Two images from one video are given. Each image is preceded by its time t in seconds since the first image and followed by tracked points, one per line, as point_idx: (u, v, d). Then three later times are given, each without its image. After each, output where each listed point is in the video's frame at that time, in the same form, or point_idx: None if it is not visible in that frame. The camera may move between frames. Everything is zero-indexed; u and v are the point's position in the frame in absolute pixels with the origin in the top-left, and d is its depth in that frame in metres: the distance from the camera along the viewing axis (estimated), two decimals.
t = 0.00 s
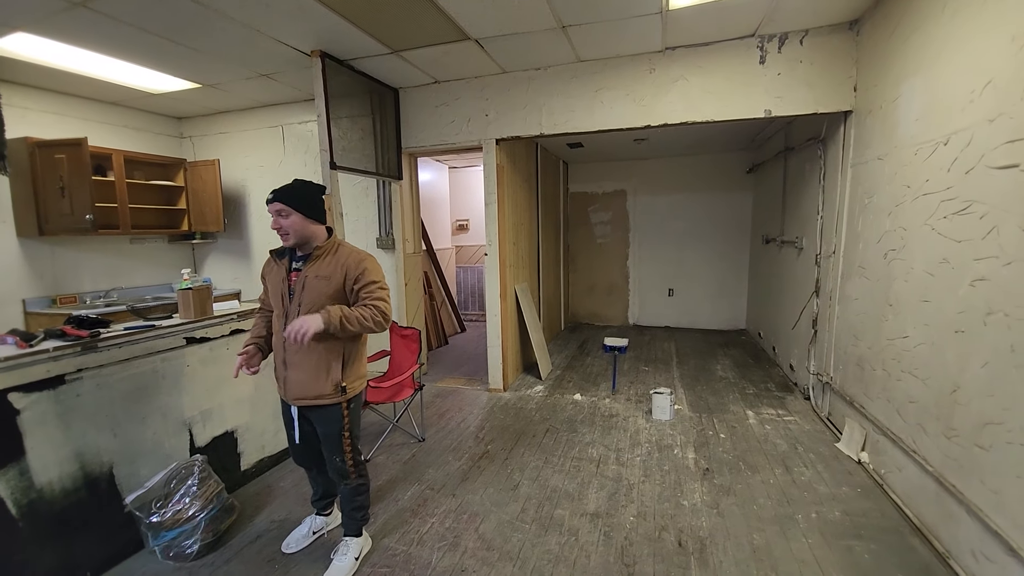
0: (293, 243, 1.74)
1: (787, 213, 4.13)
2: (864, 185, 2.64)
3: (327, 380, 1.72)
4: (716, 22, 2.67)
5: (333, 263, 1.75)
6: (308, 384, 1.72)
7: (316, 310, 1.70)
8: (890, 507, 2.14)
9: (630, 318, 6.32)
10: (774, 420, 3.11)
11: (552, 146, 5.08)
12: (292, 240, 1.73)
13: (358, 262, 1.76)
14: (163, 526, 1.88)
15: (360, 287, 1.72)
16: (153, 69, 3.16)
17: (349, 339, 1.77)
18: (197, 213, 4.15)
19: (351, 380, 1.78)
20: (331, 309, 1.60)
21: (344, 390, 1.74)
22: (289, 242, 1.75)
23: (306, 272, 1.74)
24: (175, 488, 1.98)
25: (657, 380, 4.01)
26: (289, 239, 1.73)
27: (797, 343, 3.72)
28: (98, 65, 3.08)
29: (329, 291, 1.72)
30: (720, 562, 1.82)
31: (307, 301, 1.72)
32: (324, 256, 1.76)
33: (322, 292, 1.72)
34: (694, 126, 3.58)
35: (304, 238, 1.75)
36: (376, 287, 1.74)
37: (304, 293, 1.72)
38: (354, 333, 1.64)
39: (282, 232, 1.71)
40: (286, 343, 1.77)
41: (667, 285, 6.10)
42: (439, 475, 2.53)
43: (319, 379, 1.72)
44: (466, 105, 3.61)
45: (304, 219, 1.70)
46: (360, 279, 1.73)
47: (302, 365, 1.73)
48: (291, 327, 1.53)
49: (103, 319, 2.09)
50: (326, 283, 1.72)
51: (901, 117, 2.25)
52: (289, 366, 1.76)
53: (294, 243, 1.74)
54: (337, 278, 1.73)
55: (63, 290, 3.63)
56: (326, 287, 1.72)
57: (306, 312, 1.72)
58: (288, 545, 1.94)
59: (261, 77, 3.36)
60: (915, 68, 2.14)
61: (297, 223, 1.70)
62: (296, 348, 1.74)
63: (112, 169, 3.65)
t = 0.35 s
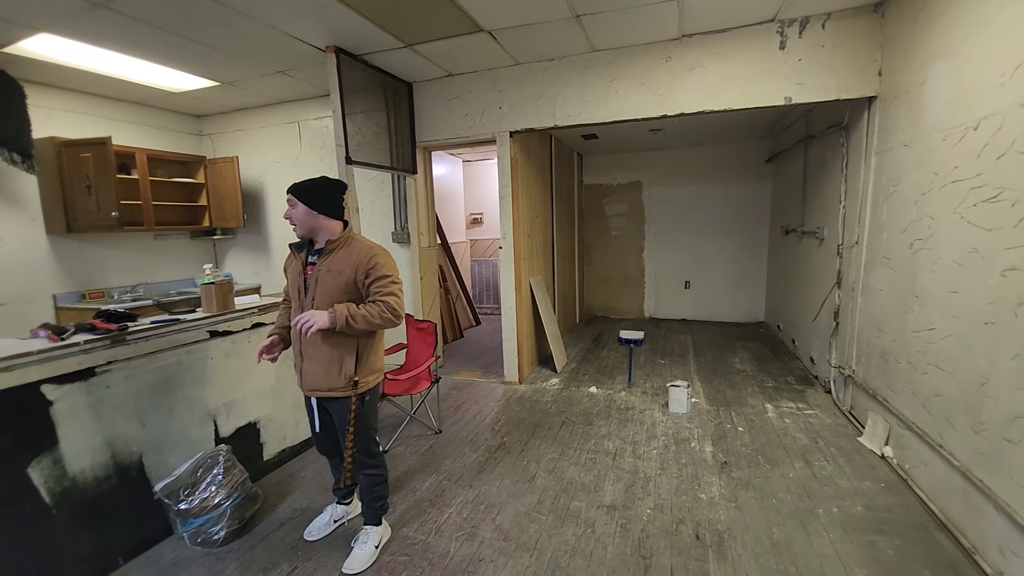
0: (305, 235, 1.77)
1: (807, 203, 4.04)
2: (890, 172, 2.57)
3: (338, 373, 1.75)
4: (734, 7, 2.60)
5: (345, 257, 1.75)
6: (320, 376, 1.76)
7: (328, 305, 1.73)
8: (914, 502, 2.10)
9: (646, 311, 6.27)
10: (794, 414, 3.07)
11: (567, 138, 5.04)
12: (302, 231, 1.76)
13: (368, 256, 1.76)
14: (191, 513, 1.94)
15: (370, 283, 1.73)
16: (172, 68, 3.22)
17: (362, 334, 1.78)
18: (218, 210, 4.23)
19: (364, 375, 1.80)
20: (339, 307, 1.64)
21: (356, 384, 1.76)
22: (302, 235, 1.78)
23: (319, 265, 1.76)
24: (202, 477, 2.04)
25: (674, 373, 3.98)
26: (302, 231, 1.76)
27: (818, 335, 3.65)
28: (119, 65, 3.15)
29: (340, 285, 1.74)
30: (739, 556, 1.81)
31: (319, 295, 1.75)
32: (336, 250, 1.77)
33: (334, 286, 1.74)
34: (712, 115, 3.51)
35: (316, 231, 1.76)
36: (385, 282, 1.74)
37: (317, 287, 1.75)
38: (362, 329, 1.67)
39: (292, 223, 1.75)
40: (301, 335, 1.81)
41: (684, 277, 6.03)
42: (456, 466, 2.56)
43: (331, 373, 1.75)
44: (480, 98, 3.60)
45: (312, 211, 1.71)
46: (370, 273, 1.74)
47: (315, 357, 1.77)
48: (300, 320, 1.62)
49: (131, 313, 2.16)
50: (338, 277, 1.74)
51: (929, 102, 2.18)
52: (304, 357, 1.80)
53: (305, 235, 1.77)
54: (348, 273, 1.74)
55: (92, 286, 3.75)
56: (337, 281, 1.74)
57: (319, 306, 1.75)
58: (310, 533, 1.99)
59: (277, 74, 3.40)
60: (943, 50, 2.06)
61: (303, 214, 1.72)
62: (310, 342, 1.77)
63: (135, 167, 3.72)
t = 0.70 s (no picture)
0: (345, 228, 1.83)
1: (858, 197, 3.84)
2: (952, 164, 2.40)
3: (373, 365, 1.78)
4: None
5: (380, 251, 1.79)
6: (356, 366, 1.81)
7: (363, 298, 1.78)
8: (972, 516, 1.97)
9: (682, 308, 6.13)
10: (840, 418, 2.93)
11: (602, 132, 4.96)
12: (343, 224, 1.82)
13: (401, 251, 1.78)
14: (239, 492, 2.04)
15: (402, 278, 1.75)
16: (222, 68, 3.36)
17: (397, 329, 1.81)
18: (263, 204, 4.41)
19: (398, 368, 1.82)
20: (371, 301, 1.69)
21: (390, 377, 1.79)
22: (343, 228, 1.84)
23: (357, 259, 1.82)
24: (249, 458, 2.14)
25: (711, 372, 3.88)
26: (346, 224, 1.81)
27: (868, 337, 3.46)
28: (174, 66, 3.31)
29: (375, 279, 1.78)
30: (779, 562, 1.75)
31: (357, 288, 1.81)
32: (373, 244, 1.81)
33: (369, 280, 1.79)
34: (756, 105, 3.37)
35: (356, 223, 1.80)
36: (417, 277, 1.75)
37: (355, 280, 1.80)
38: (392, 323, 1.70)
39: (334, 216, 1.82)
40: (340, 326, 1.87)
41: (722, 274, 5.85)
42: (488, 458, 2.59)
43: (366, 365, 1.79)
44: (516, 92, 3.59)
45: (351, 204, 1.75)
46: (403, 268, 1.76)
47: (352, 348, 1.82)
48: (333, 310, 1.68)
49: (185, 302, 2.29)
50: (373, 271, 1.78)
51: (999, 87, 2.01)
52: (343, 349, 1.86)
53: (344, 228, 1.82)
54: (382, 267, 1.78)
55: (150, 276, 4.00)
56: (372, 275, 1.78)
57: (356, 299, 1.81)
58: (349, 517, 2.05)
59: (319, 72, 3.49)
60: (1017, 30, 1.90)
61: (343, 207, 1.77)
62: (348, 334, 1.83)
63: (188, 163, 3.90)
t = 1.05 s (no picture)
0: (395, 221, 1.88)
1: (930, 187, 3.55)
2: None
3: (416, 358, 1.83)
4: None
5: (427, 245, 1.83)
6: (401, 356, 1.87)
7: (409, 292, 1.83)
8: None
9: (729, 304, 5.90)
10: (903, 424, 2.75)
11: (648, 121, 4.82)
12: (394, 217, 1.87)
13: (447, 246, 1.80)
14: (294, 470, 2.18)
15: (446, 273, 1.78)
16: (277, 67, 3.52)
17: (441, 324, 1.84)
18: (314, 198, 4.59)
19: (441, 363, 1.84)
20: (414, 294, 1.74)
21: (432, 371, 1.82)
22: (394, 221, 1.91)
23: (406, 252, 1.87)
24: (303, 438, 2.26)
25: (759, 371, 3.73)
26: (396, 218, 1.87)
27: (937, 338, 3.22)
28: (233, 65, 3.49)
29: (421, 272, 1.83)
30: (832, 571, 1.67)
31: (404, 281, 1.87)
32: (421, 239, 1.86)
33: (416, 273, 1.84)
34: (815, 91, 3.18)
35: (407, 216, 1.85)
36: (460, 273, 1.76)
37: (403, 274, 1.86)
38: (432, 317, 1.74)
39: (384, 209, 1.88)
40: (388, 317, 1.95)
41: (774, 270, 5.58)
42: (528, 449, 2.61)
43: (410, 357, 1.84)
44: (559, 83, 3.55)
45: (401, 198, 1.80)
46: (447, 264, 1.78)
47: (399, 339, 1.88)
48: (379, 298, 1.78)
49: (246, 290, 2.44)
50: (420, 265, 1.83)
51: None
52: (391, 339, 1.93)
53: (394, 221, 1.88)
54: (428, 261, 1.82)
55: (213, 265, 4.27)
56: (418, 268, 1.83)
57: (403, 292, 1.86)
58: (394, 499, 2.13)
59: (367, 68, 3.59)
60: None
61: (393, 200, 1.83)
62: (395, 325, 1.90)
63: (246, 158, 4.10)
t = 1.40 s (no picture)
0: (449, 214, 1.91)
1: None
2: None
3: (466, 350, 1.86)
4: None
5: (481, 239, 1.85)
6: (452, 348, 1.91)
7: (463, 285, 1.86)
8: None
9: (785, 303, 5.61)
10: (982, 438, 2.52)
11: (703, 110, 4.63)
12: (448, 210, 1.90)
13: (501, 241, 1.81)
14: (347, 448, 2.29)
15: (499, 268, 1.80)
16: (335, 62, 3.64)
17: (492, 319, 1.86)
18: (367, 189, 4.74)
19: (490, 357, 1.87)
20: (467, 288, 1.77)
21: (481, 364, 1.85)
22: (449, 213, 1.94)
23: (460, 246, 1.90)
24: (356, 419, 2.38)
25: (818, 374, 3.53)
26: (451, 210, 1.89)
27: None
28: (294, 62, 3.64)
29: (475, 266, 1.85)
30: None
31: (458, 274, 1.90)
32: (475, 232, 1.88)
33: (469, 267, 1.87)
34: (893, 74, 2.93)
35: (462, 210, 1.87)
36: (514, 269, 1.77)
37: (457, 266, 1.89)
38: (485, 312, 1.76)
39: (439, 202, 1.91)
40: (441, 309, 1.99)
41: (837, 267, 5.24)
42: (571, 442, 2.61)
43: (461, 348, 1.88)
44: (611, 71, 3.47)
45: (456, 192, 1.82)
46: (502, 259, 1.80)
47: (450, 330, 1.93)
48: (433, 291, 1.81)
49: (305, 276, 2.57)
50: (473, 259, 1.86)
51: None
52: (443, 330, 1.97)
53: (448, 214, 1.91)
54: (482, 256, 1.84)
55: (274, 253, 4.52)
56: (471, 262, 1.86)
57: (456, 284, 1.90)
58: (439, 483, 2.20)
59: (420, 61, 3.65)
60: None
61: (448, 193, 1.85)
62: (448, 316, 1.94)
63: (305, 151, 4.27)
